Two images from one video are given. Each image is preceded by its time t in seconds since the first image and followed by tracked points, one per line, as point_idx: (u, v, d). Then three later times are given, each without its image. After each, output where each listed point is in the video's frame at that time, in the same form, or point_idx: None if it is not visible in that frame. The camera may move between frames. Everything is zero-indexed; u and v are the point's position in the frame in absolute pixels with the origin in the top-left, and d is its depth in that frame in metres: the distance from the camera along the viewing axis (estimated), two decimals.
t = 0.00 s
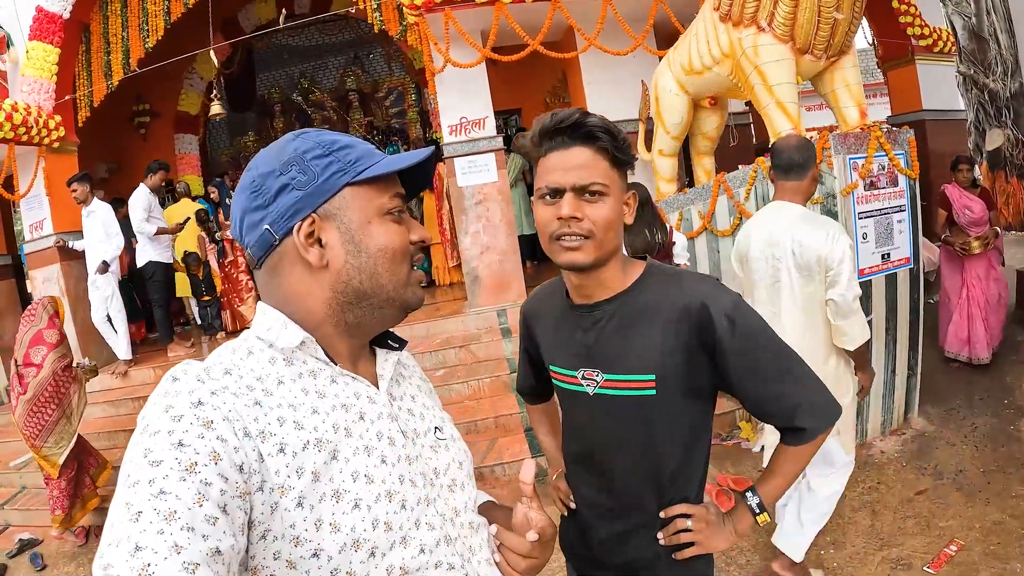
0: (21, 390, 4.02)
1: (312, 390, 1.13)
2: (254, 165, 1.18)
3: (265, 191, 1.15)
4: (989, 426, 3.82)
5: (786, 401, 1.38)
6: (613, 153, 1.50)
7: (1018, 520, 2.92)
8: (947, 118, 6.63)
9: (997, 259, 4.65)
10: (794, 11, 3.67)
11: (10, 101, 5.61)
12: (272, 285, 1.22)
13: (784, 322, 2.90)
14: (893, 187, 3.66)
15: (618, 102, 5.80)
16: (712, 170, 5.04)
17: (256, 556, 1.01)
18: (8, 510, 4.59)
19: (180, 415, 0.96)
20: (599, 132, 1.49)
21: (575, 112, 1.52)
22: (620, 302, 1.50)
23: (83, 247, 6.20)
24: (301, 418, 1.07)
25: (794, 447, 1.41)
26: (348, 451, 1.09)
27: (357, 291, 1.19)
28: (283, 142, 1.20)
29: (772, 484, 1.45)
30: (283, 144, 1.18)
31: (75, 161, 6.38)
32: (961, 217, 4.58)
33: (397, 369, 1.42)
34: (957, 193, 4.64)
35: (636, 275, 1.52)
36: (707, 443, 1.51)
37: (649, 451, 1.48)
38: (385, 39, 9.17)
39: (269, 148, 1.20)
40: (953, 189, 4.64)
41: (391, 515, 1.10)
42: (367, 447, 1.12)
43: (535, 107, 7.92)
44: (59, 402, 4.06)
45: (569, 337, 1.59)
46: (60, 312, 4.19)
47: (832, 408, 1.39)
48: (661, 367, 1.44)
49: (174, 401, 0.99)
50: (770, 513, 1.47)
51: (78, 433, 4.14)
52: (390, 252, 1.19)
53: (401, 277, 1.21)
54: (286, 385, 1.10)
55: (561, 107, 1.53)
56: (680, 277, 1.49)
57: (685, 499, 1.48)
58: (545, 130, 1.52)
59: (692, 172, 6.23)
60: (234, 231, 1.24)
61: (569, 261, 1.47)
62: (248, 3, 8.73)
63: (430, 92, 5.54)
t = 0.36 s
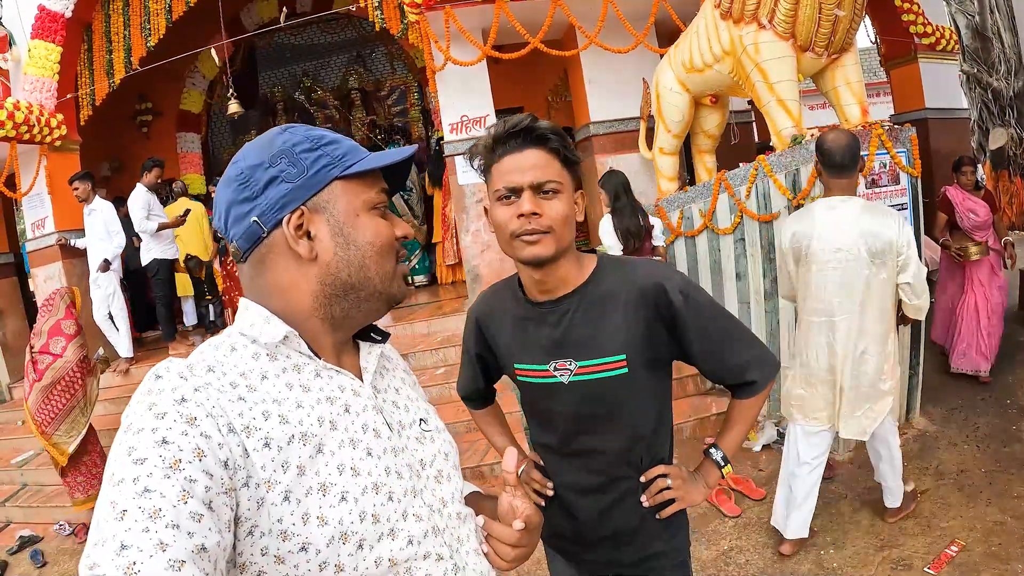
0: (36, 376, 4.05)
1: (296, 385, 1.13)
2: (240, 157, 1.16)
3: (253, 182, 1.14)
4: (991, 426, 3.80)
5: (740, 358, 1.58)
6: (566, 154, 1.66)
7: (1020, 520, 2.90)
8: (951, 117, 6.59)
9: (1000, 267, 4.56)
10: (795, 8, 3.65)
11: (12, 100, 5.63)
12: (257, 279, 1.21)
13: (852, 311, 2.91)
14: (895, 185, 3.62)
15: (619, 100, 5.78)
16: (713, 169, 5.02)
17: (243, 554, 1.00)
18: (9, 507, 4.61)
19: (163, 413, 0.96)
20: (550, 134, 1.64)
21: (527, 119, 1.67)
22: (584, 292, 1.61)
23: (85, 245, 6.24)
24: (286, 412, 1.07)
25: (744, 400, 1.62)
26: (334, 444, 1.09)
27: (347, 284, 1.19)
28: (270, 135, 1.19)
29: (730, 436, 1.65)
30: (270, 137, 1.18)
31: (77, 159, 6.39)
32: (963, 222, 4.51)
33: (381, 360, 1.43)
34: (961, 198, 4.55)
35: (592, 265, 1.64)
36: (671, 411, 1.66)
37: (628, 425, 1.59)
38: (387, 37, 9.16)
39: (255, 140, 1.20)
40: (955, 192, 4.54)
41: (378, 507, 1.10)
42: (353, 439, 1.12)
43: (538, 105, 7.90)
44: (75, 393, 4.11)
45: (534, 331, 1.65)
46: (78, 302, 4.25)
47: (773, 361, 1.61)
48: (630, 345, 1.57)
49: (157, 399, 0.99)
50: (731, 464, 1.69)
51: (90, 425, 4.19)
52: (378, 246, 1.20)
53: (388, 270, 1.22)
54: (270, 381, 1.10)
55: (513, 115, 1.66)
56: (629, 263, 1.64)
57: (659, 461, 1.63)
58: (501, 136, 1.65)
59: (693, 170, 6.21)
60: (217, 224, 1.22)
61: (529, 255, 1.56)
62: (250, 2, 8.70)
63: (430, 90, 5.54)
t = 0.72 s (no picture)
0: (55, 368, 3.92)
1: (285, 390, 1.13)
2: (226, 168, 1.16)
3: (241, 194, 1.13)
4: (993, 427, 3.78)
5: (739, 361, 1.62)
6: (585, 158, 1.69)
7: (1021, 523, 2.89)
8: (953, 116, 6.56)
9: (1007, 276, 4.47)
10: (795, 7, 3.63)
11: (13, 101, 5.64)
12: (248, 291, 1.21)
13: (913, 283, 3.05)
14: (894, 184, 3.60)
15: (619, 99, 5.76)
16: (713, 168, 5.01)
17: (236, 560, 1.00)
18: (10, 507, 4.63)
19: (152, 422, 0.96)
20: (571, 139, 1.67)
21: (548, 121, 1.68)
22: (593, 293, 1.62)
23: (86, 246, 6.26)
24: (276, 416, 1.07)
25: (741, 403, 1.64)
26: (325, 447, 1.10)
27: (342, 294, 1.20)
28: (257, 143, 1.19)
29: (723, 439, 1.67)
30: (256, 145, 1.17)
31: (78, 159, 6.41)
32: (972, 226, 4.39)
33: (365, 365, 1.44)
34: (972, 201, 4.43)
35: (601, 270, 1.66)
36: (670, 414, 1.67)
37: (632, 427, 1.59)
38: (388, 37, 9.15)
39: (241, 148, 1.19)
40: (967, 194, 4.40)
41: (370, 508, 1.10)
42: (343, 441, 1.12)
43: (539, 104, 7.88)
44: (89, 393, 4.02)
45: (542, 333, 1.64)
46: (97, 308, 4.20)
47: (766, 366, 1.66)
48: (638, 346, 1.58)
49: (145, 407, 0.98)
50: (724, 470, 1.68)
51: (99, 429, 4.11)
52: (370, 254, 1.21)
53: (379, 277, 1.23)
54: (259, 387, 1.10)
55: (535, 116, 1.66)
56: (634, 267, 1.67)
57: (659, 464, 1.64)
58: (524, 136, 1.66)
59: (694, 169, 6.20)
60: (206, 237, 1.21)
61: (552, 257, 1.56)
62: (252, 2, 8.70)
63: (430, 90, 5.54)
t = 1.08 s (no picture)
0: (58, 368, 3.87)
1: (285, 398, 1.13)
2: (222, 178, 1.16)
3: (237, 204, 1.14)
4: (994, 428, 3.77)
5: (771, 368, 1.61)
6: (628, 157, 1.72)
7: (1020, 525, 2.89)
8: (956, 115, 6.53)
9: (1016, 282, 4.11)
10: (795, 7, 3.62)
11: (15, 102, 5.67)
12: (245, 300, 1.21)
13: (923, 269, 3.11)
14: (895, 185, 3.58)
15: (620, 99, 5.76)
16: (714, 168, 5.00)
17: (233, 567, 1.01)
18: (13, 507, 4.66)
19: (154, 426, 0.96)
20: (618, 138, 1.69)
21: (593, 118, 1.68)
22: (631, 296, 1.58)
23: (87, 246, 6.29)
24: (278, 423, 1.08)
25: (771, 409, 1.62)
26: (324, 455, 1.10)
27: (342, 304, 1.20)
28: (252, 151, 1.18)
29: (753, 448, 1.66)
30: (252, 153, 1.17)
31: (79, 160, 6.44)
32: (976, 233, 4.07)
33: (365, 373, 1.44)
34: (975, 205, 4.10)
35: (639, 271, 1.63)
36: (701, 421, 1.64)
37: (669, 433, 1.56)
38: (389, 36, 9.17)
39: (237, 157, 1.19)
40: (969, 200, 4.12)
41: (368, 517, 1.11)
42: (343, 450, 1.13)
43: (540, 103, 7.89)
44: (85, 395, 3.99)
45: (579, 337, 1.59)
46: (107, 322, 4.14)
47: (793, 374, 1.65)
48: (679, 352, 1.56)
49: (147, 411, 0.98)
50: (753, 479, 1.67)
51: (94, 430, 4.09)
52: (368, 261, 1.20)
53: (378, 285, 1.23)
54: (260, 394, 1.10)
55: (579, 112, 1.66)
56: (671, 270, 1.64)
57: (691, 474, 1.61)
58: (572, 131, 1.64)
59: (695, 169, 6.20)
60: (205, 245, 1.22)
61: (608, 257, 1.53)
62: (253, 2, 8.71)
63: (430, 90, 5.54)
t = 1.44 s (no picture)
0: (71, 364, 3.80)
1: (297, 393, 1.14)
2: (240, 172, 1.18)
3: (253, 198, 1.15)
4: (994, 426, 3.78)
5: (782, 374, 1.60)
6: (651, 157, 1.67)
7: (1018, 523, 2.89)
8: (957, 114, 6.54)
9: None
10: (794, 6, 3.62)
11: (18, 102, 5.73)
12: (260, 292, 1.23)
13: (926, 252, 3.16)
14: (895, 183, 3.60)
15: (621, 97, 5.77)
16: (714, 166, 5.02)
17: (238, 558, 1.03)
18: (16, 503, 4.71)
19: (165, 414, 0.98)
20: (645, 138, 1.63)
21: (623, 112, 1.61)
22: (649, 295, 1.58)
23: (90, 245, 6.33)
24: (289, 416, 1.10)
25: (781, 412, 1.63)
26: (334, 451, 1.12)
27: (354, 301, 1.21)
28: (269, 146, 1.20)
29: (760, 450, 1.65)
30: (268, 149, 1.19)
31: (82, 160, 6.49)
32: (986, 238, 3.75)
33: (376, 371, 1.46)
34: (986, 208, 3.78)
35: (659, 270, 1.61)
36: (709, 421, 1.65)
37: (679, 432, 1.56)
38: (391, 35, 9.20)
39: (253, 152, 1.20)
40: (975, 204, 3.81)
41: (374, 515, 1.13)
42: (351, 447, 1.15)
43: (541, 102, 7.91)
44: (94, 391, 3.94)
45: (593, 333, 1.59)
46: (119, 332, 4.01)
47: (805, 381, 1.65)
48: (692, 352, 1.55)
49: (160, 399, 1.00)
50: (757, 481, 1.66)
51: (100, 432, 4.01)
52: (381, 258, 1.21)
53: (392, 282, 1.23)
54: (272, 388, 1.12)
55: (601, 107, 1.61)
56: (690, 271, 1.63)
57: (698, 476, 1.60)
58: (595, 125, 1.59)
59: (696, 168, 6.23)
60: (221, 239, 1.24)
61: (631, 261, 1.49)
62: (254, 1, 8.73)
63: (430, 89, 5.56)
